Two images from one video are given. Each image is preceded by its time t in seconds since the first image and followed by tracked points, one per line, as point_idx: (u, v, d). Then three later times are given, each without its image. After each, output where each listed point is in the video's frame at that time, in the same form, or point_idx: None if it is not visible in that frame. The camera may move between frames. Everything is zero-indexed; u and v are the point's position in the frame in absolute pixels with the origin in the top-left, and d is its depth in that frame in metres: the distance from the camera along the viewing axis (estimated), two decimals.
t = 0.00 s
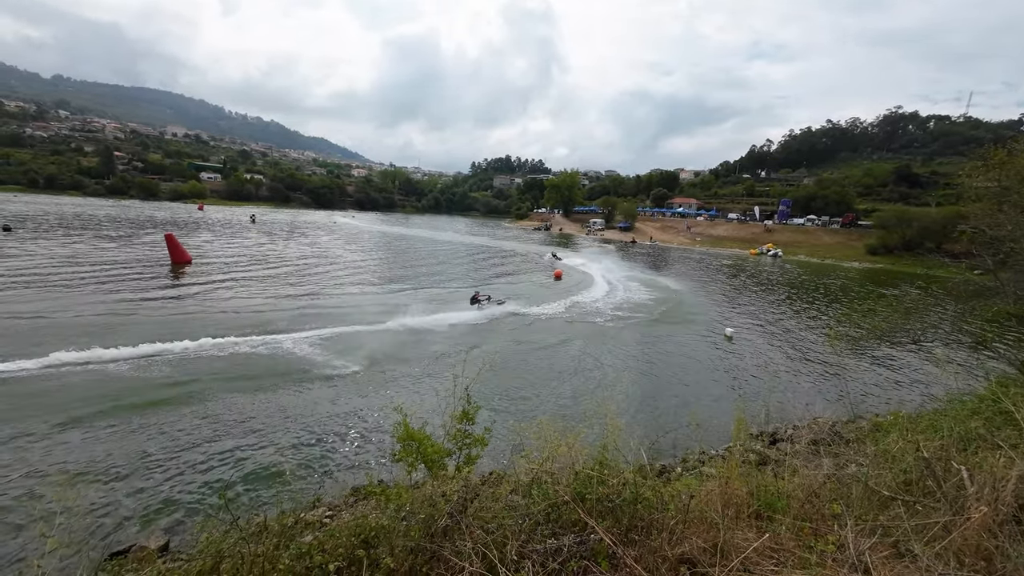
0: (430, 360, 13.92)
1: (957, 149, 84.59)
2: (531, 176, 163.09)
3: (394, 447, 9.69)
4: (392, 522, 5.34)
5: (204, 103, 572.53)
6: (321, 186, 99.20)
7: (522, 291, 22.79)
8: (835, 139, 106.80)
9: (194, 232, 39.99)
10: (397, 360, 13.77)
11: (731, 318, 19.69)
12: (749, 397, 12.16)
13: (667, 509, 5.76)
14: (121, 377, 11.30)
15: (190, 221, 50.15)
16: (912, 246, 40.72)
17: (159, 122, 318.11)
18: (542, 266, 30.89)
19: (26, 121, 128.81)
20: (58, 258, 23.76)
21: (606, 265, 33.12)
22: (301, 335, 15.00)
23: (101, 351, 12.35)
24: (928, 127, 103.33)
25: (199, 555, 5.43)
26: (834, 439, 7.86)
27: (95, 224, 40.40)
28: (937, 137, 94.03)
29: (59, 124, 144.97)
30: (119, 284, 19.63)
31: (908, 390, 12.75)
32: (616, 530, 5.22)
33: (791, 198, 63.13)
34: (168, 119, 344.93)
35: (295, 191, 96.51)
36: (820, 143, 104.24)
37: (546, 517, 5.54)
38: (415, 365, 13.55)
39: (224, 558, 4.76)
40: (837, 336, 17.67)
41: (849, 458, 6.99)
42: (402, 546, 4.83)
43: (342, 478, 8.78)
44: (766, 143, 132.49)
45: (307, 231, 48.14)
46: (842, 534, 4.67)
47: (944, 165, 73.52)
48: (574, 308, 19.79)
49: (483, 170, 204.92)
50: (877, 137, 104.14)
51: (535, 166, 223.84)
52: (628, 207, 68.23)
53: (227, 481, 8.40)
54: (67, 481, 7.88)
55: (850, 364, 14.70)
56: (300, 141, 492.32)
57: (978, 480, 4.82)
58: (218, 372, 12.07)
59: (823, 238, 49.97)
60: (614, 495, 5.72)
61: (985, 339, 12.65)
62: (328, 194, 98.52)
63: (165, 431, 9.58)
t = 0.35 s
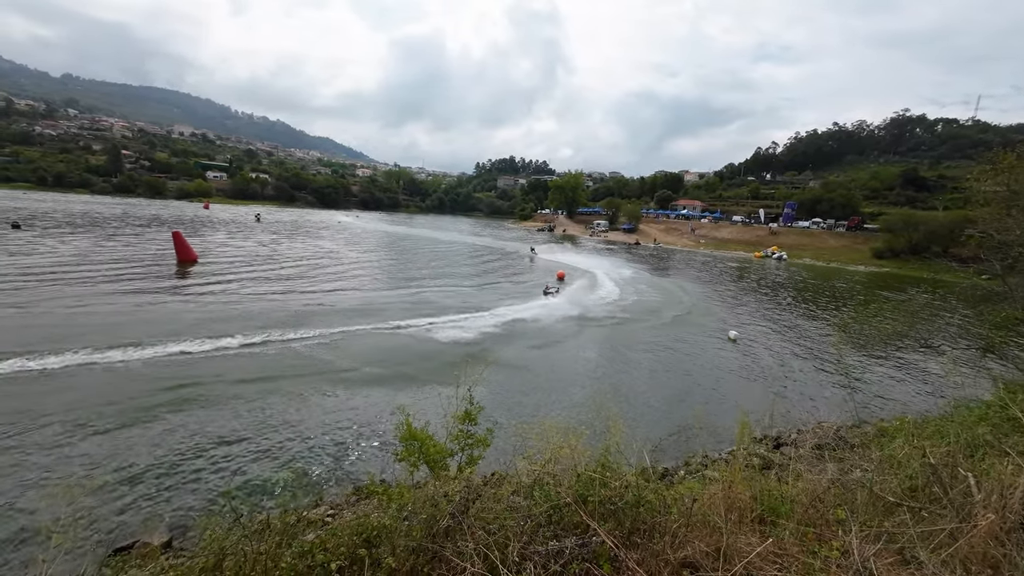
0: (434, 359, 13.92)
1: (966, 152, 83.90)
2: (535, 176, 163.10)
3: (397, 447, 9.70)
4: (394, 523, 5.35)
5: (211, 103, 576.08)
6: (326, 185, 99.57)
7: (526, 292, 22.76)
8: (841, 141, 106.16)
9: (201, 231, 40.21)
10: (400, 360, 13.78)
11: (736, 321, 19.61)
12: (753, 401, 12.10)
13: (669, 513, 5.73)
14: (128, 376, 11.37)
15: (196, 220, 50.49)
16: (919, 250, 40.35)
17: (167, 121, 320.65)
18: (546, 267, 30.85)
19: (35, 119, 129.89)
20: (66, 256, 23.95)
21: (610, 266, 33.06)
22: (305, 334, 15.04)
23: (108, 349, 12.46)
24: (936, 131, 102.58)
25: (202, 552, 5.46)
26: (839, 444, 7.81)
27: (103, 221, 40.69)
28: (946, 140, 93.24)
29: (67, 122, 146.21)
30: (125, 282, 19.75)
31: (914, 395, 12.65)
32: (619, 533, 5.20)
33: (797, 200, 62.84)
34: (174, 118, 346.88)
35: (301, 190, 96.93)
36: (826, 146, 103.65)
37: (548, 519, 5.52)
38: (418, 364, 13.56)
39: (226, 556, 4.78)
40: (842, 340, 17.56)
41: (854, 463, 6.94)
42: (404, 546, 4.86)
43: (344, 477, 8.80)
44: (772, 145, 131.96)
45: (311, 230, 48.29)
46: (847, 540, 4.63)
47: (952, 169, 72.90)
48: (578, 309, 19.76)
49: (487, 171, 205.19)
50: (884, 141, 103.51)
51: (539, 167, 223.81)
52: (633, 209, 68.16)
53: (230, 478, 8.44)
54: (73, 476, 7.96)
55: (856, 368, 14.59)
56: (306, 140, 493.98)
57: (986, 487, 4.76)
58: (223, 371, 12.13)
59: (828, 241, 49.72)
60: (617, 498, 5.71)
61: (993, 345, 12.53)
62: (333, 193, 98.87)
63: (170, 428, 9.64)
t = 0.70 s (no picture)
0: (442, 361, 13.92)
1: (984, 156, 82.45)
2: (545, 179, 163.29)
3: (405, 449, 9.68)
4: (402, 524, 5.32)
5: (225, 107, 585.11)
6: (337, 188, 100.42)
7: (535, 295, 22.72)
8: (856, 144, 104.87)
9: (215, 232, 40.74)
10: (409, 361, 13.80)
11: (747, 326, 19.39)
12: (765, 407, 11.94)
13: (678, 520, 5.65)
14: (142, 375, 11.50)
15: (210, 221, 51.19)
16: (936, 255, 39.77)
17: (183, 124, 326.42)
18: (556, 270, 30.79)
19: (57, 123, 132.98)
20: (84, 256, 24.40)
21: (620, 270, 32.90)
22: (314, 335, 15.11)
23: (123, 348, 12.64)
24: (953, 134, 100.97)
25: (212, 550, 5.48)
26: (853, 452, 7.65)
27: (120, 223, 41.43)
28: (964, 144, 91.72)
29: (87, 126, 149.37)
30: (141, 282, 20.05)
31: (931, 404, 12.37)
32: (627, 540, 5.12)
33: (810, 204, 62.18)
34: (189, 121, 352.06)
35: (312, 193, 97.90)
36: (840, 149, 102.44)
37: (556, 524, 5.45)
38: (426, 366, 13.56)
39: (236, 554, 4.79)
40: (856, 346, 17.29)
41: (869, 473, 6.79)
42: (412, 549, 4.85)
43: (352, 478, 8.80)
44: (785, 148, 130.88)
45: (323, 232, 48.69)
46: (862, 551, 4.52)
47: (969, 173, 71.64)
48: (587, 312, 19.67)
49: (497, 174, 205.88)
50: (899, 144, 102.09)
51: (549, 170, 224.01)
52: (642, 212, 67.89)
53: (240, 477, 8.49)
54: (88, 472, 8.07)
55: (870, 375, 14.34)
56: (317, 143, 499.08)
57: (1007, 500, 4.62)
58: (234, 371, 12.22)
59: (842, 245, 49.09)
60: (626, 504, 5.63)
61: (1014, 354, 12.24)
62: (344, 196, 99.73)
63: (182, 426, 9.74)
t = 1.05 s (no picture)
0: (462, 364, 13.90)
1: None
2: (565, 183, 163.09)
3: (424, 452, 9.64)
4: (422, 528, 5.29)
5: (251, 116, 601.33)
6: (359, 194, 101.98)
7: (557, 300, 22.57)
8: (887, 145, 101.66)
9: (243, 237, 41.77)
10: (429, 364, 13.83)
11: (773, 333, 18.90)
12: (792, 417, 11.55)
13: (702, 531, 5.47)
14: (172, 375, 11.76)
15: (239, 227, 52.64)
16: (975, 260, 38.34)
17: (212, 133, 337.12)
18: (578, 275, 30.56)
19: (96, 133, 138.83)
20: (121, 261, 25.31)
21: (643, 275, 32.48)
22: (335, 338, 15.27)
23: (156, 351, 13.02)
24: (992, 134, 97.03)
25: (238, 547, 5.55)
26: (887, 466, 7.33)
27: (154, 228, 42.92)
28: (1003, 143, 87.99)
29: (124, 136, 155.64)
30: (173, 286, 20.62)
31: (971, 417, 11.79)
32: (649, 551, 4.94)
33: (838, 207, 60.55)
34: (217, 130, 362.45)
35: (335, 198, 99.72)
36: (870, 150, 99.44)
37: (575, 532, 5.33)
38: (445, 369, 13.55)
39: (261, 553, 4.82)
40: (889, 355, 16.64)
41: (905, 488, 6.47)
42: (431, 552, 4.79)
43: (371, 478, 8.82)
44: (811, 150, 127.86)
45: (346, 237, 49.43)
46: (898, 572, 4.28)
47: (1009, 174, 68.81)
48: (611, 318, 19.44)
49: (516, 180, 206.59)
50: (934, 145, 98.59)
51: (567, 175, 223.80)
52: (664, 215, 67.16)
53: (263, 475, 8.59)
54: (125, 465, 8.32)
55: (905, 385, 13.76)
56: (339, 150, 508.08)
57: None
58: (258, 372, 12.41)
59: (871, 250, 47.68)
60: (648, 514, 5.48)
61: None
62: (366, 202, 101.30)
63: (210, 424, 9.92)
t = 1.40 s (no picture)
0: (487, 368, 13.87)
1: None
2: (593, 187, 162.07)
3: (451, 455, 9.57)
4: (449, 531, 5.24)
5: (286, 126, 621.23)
6: (388, 200, 103.80)
7: (588, 305, 22.34)
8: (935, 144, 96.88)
9: (280, 242, 43.07)
10: (454, 368, 13.81)
11: (812, 342, 18.17)
12: (833, 431, 11.01)
13: (736, 548, 5.20)
14: (211, 373, 12.15)
15: (276, 232, 54.30)
16: None
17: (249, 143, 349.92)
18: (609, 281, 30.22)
19: (145, 144, 146.40)
20: (167, 264, 26.45)
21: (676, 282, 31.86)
22: (364, 340, 15.45)
23: (200, 351, 13.48)
24: None
25: (272, 542, 5.64)
26: (941, 487, 6.86)
27: (198, 233, 44.77)
28: None
29: (172, 147, 163.68)
30: (215, 288, 21.35)
31: None
32: (680, 566, 4.73)
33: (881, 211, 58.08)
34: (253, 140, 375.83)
35: (365, 204, 101.82)
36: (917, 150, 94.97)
37: (602, 543, 5.16)
38: (473, 373, 13.50)
39: (295, 548, 4.87)
40: (940, 368, 15.70)
41: (961, 512, 6.02)
42: (458, 556, 4.72)
43: (398, 479, 8.83)
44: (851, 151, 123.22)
45: (377, 243, 50.31)
46: None
47: None
48: (643, 324, 19.10)
49: (543, 185, 206.55)
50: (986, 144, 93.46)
51: (594, 179, 222.60)
52: (693, 219, 66.00)
53: (295, 472, 8.73)
54: (170, 459, 8.66)
55: (958, 400, 12.93)
56: (368, 158, 519.34)
57: None
58: (290, 373, 12.62)
59: (918, 256, 45.56)
60: (678, 527, 5.26)
61: None
62: (395, 208, 103.04)
63: (245, 421, 10.17)
